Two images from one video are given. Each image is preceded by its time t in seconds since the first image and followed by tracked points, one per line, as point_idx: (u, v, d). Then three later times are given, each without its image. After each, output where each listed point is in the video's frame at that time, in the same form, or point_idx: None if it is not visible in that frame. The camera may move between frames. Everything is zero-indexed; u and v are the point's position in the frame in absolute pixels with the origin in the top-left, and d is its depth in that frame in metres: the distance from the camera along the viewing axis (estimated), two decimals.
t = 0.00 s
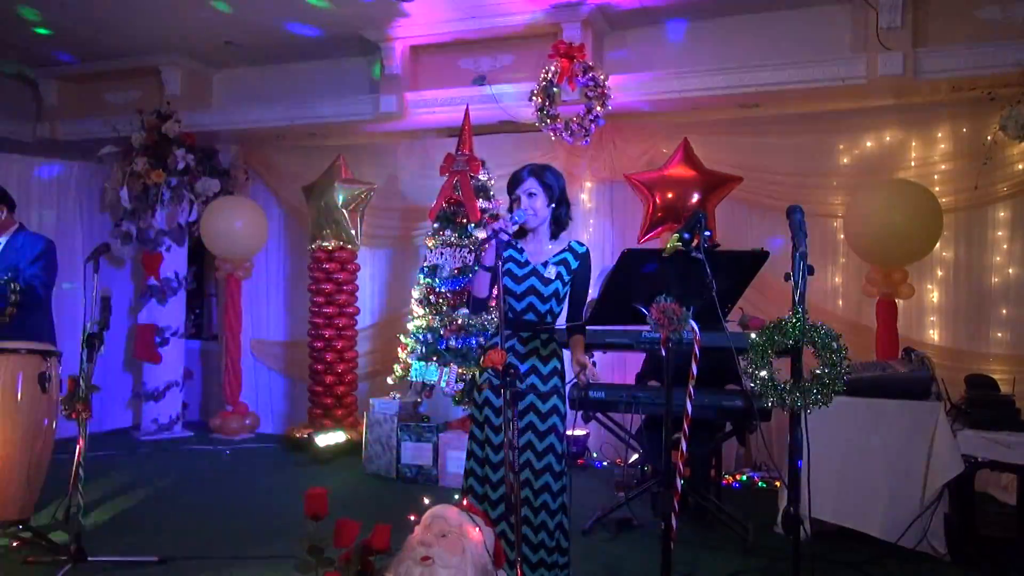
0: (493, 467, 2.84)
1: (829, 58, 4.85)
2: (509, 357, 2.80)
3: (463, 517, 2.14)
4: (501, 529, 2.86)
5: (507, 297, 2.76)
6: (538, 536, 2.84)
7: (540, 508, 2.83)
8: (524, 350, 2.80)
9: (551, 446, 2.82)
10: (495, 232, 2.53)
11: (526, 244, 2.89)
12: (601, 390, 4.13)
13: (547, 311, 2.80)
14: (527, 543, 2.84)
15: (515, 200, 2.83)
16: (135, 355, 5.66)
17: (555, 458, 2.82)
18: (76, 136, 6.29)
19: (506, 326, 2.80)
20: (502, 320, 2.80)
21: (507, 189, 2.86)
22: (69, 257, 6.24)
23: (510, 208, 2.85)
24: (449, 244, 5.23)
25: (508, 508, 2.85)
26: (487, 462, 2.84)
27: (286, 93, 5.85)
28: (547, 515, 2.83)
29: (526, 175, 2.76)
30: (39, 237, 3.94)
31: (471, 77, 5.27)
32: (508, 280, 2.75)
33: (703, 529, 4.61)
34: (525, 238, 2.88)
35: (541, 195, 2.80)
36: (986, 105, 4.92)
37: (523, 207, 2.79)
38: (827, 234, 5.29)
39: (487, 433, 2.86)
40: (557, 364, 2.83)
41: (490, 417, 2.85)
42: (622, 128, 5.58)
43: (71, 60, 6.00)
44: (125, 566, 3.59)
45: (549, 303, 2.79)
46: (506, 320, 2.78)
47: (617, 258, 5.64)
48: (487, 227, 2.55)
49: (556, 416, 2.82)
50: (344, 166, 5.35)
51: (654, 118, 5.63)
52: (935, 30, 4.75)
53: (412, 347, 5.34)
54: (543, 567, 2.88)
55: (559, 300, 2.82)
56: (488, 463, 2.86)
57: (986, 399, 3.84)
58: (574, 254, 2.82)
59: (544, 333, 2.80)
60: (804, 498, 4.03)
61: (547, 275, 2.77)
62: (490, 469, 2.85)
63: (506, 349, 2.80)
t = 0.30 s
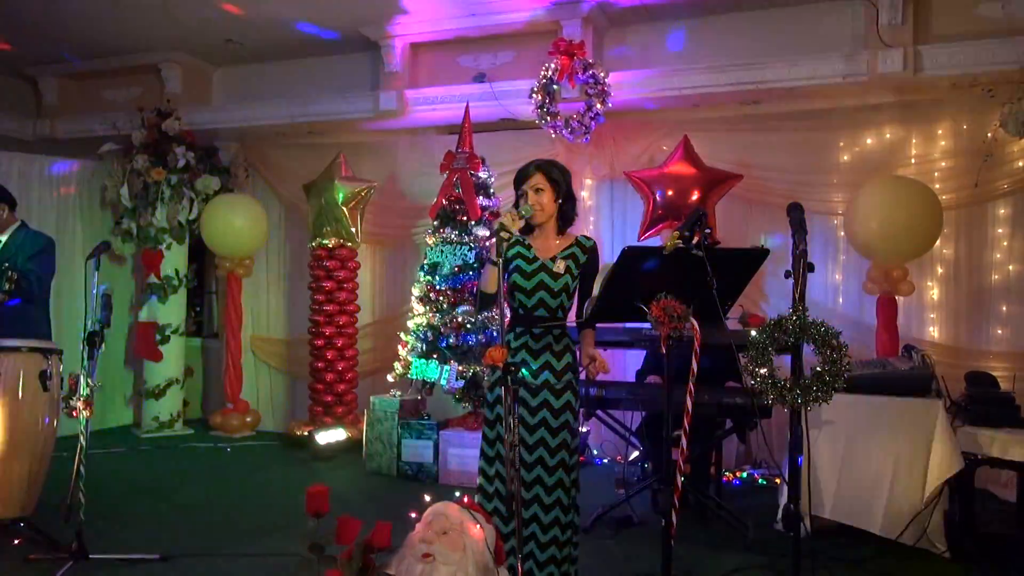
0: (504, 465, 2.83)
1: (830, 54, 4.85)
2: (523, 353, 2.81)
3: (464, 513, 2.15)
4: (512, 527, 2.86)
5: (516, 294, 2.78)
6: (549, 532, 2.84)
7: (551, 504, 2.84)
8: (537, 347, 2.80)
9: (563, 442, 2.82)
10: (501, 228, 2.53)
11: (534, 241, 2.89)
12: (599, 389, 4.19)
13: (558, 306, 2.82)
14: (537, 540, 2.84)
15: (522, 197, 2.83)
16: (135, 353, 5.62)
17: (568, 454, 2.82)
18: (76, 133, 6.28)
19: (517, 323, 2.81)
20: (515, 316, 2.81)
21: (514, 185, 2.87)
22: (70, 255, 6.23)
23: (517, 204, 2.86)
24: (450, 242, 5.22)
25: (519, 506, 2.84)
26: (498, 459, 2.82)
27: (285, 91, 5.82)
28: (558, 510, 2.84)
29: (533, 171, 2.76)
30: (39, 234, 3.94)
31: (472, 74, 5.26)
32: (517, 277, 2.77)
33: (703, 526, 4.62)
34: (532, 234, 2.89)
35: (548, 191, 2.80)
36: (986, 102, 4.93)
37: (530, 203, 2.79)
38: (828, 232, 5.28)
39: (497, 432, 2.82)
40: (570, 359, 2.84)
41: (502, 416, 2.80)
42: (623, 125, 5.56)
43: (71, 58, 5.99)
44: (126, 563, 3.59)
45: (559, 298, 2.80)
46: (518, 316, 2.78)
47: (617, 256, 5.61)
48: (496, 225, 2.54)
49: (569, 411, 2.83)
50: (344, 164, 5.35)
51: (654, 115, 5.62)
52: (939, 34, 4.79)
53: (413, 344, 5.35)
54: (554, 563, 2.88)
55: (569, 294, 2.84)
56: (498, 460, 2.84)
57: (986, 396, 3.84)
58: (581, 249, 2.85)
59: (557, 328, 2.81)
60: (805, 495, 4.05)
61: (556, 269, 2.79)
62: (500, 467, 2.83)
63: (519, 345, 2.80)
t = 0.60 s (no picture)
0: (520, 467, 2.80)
1: (828, 51, 4.86)
2: (534, 352, 2.81)
3: (463, 511, 2.16)
4: (530, 529, 2.83)
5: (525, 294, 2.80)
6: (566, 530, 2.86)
7: (567, 502, 2.86)
8: (548, 345, 2.81)
9: (577, 440, 2.84)
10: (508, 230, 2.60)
11: (538, 240, 2.94)
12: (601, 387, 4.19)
13: (566, 304, 2.85)
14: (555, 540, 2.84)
15: (527, 197, 2.89)
16: (135, 351, 5.62)
17: (583, 451, 2.85)
18: (74, 132, 6.26)
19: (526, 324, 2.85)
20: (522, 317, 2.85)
21: (518, 185, 2.93)
22: (69, 255, 6.22)
23: (522, 204, 2.91)
24: (449, 240, 5.22)
25: (536, 507, 2.82)
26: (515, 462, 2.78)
27: (282, 89, 5.79)
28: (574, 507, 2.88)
29: (537, 171, 2.82)
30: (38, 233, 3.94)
31: (470, 73, 5.25)
32: (524, 278, 2.80)
33: (703, 523, 4.63)
34: (537, 234, 2.94)
35: (553, 191, 2.86)
36: (984, 98, 4.94)
37: (534, 203, 2.86)
38: (826, 229, 5.28)
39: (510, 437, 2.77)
40: (581, 356, 2.86)
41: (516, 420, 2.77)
42: (622, 123, 5.54)
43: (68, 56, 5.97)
44: (128, 561, 3.60)
45: (566, 297, 2.84)
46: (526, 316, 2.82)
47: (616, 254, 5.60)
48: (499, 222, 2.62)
49: (582, 409, 2.84)
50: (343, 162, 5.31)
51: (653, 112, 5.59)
52: (936, 30, 4.76)
53: (412, 343, 5.36)
54: (567, 560, 2.91)
55: (576, 293, 2.88)
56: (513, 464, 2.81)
57: (984, 392, 3.88)
58: (586, 247, 2.89)
59: (565, 326, 2.84)
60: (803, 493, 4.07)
61: (562, 269, 2.82)
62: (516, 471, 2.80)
63: (531, 344, 2.81)
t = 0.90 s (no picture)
0: (529, 471, 2.91)
1: (824, 49, 4.87)
2: (539, 355, 2.90)
3: (460, 509, 2.18)
4: (542, 532, 2.94)
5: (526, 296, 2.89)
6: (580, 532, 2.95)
7: (580, 504, 2.94)
8: (553, 348, 2.89)
9: (587, 440, 2.91)
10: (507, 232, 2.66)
11: (537, 242, 3.01)
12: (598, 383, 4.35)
13: (567, 305, 2.92)
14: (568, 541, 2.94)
15: (527, 199, 2.95)
16: (132, 350, 5.56)
17: (594, 451, 2.92)
18: (69, 131, 6.24)
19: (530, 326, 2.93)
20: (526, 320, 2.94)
21: (519, 187, 2.98)
22: (65, 255, 6.20)
23: (524, 205, 2.98)
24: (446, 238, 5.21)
25: (548, 510, 2.92)
26: (524, 466, 2.90)
27: (277, 86, 5.73)
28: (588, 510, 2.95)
29: (537, 173, 2.86)
30: (33, 232, 3.93)
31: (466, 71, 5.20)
32: (524, 282, 2.89)
33: (701, 521, 4.63)
34: (536, 236, 3.00)
35: (553, 194, 2.92)
36: (980, 96, 4.94)
37: (535, 205, 2.92)
38: (822, 227, 5.27)
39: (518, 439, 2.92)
40: (587, 356, 2.92)
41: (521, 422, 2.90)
42: (620, 121, 5.51)
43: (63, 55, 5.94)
44: (125, 560, 3.59)
45: (565, 298, 2.91)
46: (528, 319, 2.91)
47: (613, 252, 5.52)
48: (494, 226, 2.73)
49: (590, 410, 2.91)
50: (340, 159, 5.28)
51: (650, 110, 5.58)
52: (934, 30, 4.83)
53: (410, 341, 5.37)
54: (583, 560, 3.00)
55: (575, 294, 2.94)
56: (523, 467, 2.93)
57: (981, 389, 3.93)
58: (584, 249, 2.97)
59: (569, 327, 2.90)
60: (801, 490, 4.11)
61: (561, 270, 2.89)
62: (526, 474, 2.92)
63: (535, 348, 2.89)
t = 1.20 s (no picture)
0: (524, 475, 2.90)
1: (823, 44, 4.80)
2: (532, 358, 2.89)
3: (452, 513, 2.11)
4: (538, 535, 2.93)
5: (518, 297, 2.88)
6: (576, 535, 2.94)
7: (576, 507, 2.94)
8: (546, 350, 2.88)
9: (582, 442, 2.91)
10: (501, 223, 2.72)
11: (529, 241, 3.08)
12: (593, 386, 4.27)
13: (559, 306, 2.93)
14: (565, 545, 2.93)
15: (520, 195, 3.06)
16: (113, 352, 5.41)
17: (589, 454, 2.93)
18: (51, 127, 6.10)
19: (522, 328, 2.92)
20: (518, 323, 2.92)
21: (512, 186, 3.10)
22: (46, 255, 6.06)
23: (516, 202, 3.09)
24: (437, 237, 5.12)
25: (543, 514, 2.91)
26: (519, 471, 2.88)
27: (261, 81, 5.55)
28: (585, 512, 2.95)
29: (530, 168, 3.01)
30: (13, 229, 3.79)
31: (457, 65, 5.06)
32: (515, 280, 2.89)
33: (697, 523, 4.54)
34: (528, 234, 3.08)
35: (544, 190, 3.03)
36: (980, 92, 4.88)
37: (527, 200, 3.02)
38: (821, 224, 5.17)
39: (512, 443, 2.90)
40: (581, 358, 2.92)
41: (516, 425, 2.89)
42: (614, 117, 5.39)
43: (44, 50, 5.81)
44: (107, 568, 3.48)
45: (558, 299, 2.91)
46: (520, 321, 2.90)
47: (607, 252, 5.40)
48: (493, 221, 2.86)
49: (585, 412, 2.91)
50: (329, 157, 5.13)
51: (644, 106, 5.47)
52: (932, 26, 4.78)
53: (400, 342, 5.24)
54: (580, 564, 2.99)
55: (567, 294, 2.95)
56: (517, 470, 2.91)
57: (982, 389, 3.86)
58: (576, 248, 2.98)
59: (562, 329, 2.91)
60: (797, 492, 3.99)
61: (552, 270, 2.91)
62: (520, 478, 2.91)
63: (529, 351, 2.88)
